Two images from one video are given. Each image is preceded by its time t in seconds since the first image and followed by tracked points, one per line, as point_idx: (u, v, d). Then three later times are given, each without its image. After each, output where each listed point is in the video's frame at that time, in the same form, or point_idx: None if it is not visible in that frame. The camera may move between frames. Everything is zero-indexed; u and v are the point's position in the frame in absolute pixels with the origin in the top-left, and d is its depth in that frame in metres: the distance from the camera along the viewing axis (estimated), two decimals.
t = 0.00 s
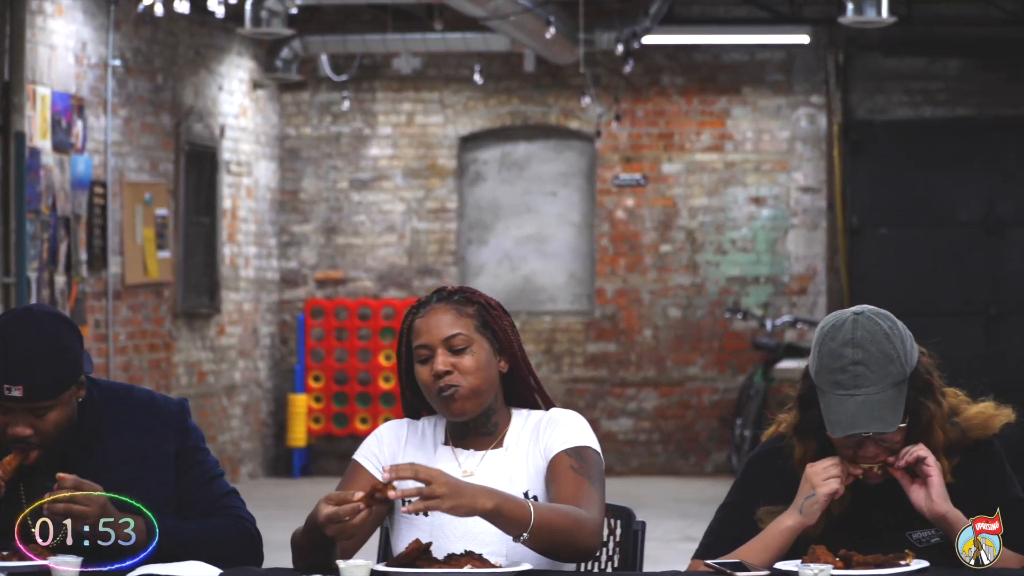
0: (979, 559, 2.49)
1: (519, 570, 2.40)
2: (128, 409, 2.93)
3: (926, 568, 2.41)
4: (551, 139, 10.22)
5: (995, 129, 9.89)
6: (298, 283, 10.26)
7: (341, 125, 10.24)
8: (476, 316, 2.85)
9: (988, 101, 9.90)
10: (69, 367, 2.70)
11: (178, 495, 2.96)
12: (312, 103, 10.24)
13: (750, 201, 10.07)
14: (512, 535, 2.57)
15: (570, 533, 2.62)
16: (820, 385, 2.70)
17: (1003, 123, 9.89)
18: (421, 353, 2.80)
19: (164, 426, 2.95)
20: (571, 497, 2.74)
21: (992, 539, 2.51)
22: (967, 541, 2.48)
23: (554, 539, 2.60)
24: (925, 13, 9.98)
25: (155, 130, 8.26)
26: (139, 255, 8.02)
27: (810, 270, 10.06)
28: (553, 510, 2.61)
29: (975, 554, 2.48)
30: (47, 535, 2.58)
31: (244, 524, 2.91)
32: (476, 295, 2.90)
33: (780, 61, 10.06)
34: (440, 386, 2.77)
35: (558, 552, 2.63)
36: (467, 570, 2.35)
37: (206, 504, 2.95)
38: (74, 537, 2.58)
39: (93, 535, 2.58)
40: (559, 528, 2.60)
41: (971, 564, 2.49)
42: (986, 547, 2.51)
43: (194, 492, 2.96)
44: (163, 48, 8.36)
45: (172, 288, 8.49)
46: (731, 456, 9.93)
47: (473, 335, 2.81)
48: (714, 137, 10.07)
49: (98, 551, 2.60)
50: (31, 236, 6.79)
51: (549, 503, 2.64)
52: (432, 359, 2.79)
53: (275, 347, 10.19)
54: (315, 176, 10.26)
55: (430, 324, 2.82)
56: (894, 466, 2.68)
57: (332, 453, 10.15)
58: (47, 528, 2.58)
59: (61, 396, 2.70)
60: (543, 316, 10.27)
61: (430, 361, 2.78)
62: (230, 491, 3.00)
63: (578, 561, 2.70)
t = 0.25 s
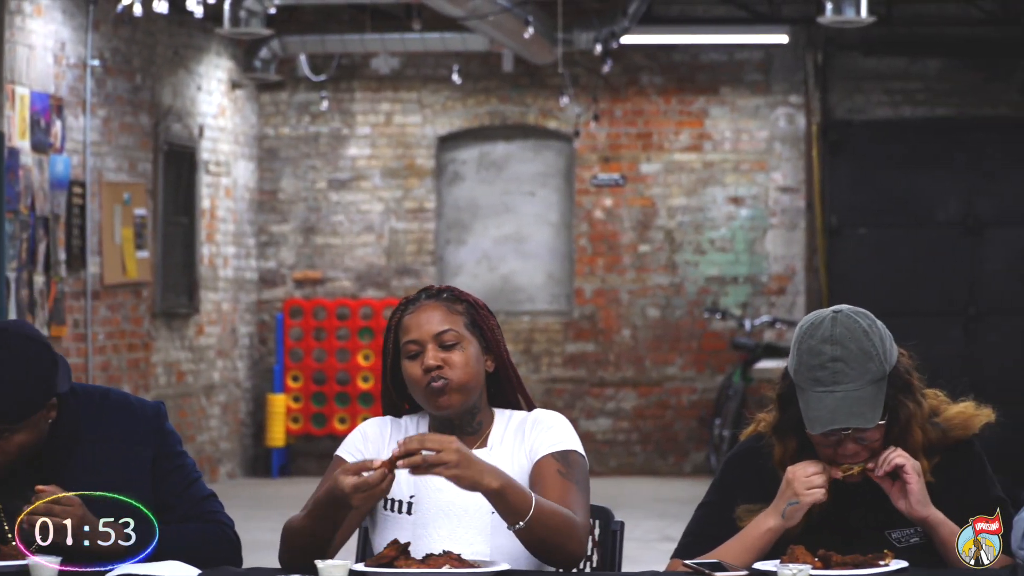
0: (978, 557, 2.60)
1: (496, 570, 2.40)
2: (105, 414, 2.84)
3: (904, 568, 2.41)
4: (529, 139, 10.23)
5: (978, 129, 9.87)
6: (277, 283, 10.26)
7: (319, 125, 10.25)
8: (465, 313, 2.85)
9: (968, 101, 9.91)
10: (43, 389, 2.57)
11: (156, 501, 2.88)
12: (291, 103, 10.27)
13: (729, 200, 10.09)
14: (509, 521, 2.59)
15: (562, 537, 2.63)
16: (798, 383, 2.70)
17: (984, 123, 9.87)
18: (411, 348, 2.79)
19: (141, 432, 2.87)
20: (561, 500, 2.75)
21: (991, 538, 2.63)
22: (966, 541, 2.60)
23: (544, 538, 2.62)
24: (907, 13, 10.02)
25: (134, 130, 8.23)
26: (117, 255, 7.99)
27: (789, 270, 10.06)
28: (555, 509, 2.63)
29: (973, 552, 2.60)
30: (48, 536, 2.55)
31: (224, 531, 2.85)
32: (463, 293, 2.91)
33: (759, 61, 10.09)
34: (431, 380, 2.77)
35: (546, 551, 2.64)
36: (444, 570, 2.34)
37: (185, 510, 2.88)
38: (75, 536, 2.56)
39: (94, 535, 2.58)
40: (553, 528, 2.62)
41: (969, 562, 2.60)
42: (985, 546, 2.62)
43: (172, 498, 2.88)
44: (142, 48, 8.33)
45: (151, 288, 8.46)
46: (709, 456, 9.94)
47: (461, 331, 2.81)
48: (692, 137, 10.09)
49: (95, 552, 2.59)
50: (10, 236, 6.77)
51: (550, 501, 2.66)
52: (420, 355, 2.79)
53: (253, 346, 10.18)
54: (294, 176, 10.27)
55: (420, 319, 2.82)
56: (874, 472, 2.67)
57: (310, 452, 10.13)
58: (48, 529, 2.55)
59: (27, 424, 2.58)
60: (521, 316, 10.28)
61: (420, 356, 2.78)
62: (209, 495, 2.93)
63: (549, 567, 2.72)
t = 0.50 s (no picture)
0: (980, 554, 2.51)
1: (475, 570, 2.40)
2: (82, 417, 2.83)
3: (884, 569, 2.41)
4: (508, 138, 10.25)
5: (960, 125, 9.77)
6: (255, 283, 10.25)
7: (297, 125, 10.26)
8: (462, 310, 2.95)
9: (945, 100, 9.84)
10: (14, 406, 2.53)
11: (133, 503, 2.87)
12: (269, 102, 10.27)
13: (707, 200, 10.11)
14: (500, 501, 2.65)
15: (551, 530, 2.67)
16: (785, 375, 2.71)
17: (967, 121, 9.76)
18: (410, 338, 2.86)
19: (119, 434, 2.86)
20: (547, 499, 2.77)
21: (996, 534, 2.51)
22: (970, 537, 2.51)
23: (533, 529, 2.66)
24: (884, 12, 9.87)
25: (113, 129, 8.20)
26: (96, 255, 7.96)
27: (768, 270, 10.09)
28: (549, 505, 2.67)
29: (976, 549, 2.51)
30: (48, 536, 2.51)
31: (205, 531, 2.86)
32: (456, 294, 3.01)
33: (737, 61, 10.11)
34: (430, 370, 2.83)
35: (533, 542, 2.67)
36: (423, 570, 2.34)
37: (164, 511, 2.88)
38: (74, 536, 2.54)
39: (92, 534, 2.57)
40: (543, 521, 2.66)
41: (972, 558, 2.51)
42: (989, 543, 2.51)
43: (150, 500, 2.88)
44: (121, 48, 8.30)
45: (130, 288, 8.43)
46: (688, 456, 9.95)
47: (458, 323, 2.88)
48: (671, 137, 10.11)
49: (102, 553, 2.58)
50: None
51: (546, 498, 2.70)
52: (418, 344, 2.85)
53: (232, 346, 10.16)
54: (272, 176, 10.27)
55: (418, 313, 2.89)
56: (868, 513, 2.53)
57: (289, 452, 10.11)
58: (48, 528, 2.51)
59: None
60: (499, 316, 10.29)
61: (419, 346, 2.85)
62: (187, 495, 2.94)
63: (534, 567, 2.74)
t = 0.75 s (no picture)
0: (978, 558, 2.48)
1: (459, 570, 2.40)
2: (68, 415, 2.82)
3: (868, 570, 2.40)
4: (491, 138, 10.25)
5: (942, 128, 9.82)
6: (239, 283, 10.25)
7: (281, 124, 10.26)
8: (456, 310, 2.98)
9: (929, 101, 9.82)
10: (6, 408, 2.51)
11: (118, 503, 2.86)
12: (253, 102, 10.27)
13: (691, 200, 10.12)
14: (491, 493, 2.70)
15: (540, 528, 2.71)
16: (778, 367, 2.73)
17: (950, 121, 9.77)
18: (403, 334, 2.89)
19: (104, 433, 2.86)
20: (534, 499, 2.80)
21: (993, 538, 2.48)
22: (966, 542, 2.48)
23: (523, 526, 2.70)
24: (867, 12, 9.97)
25: (96, 129, 8.17)
26: (80, 255, 7.94)
27: (751, 270, 10.10)
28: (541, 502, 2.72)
29: (974, 553, 2.48)
30: (48, 536, 2.56)
31: (189, 530, 2.84)
32: (452, 295, 3.04)
33: (721, 60, 10.13)
34: (420, 367, 2.85)
35: (522, 539, 2.71)
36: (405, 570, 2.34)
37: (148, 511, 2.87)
38: (75, 537, 2.61)
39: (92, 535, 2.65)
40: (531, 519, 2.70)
41: (969, 563, 2.49)
42: (985, 546, 2.48)
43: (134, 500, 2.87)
44: (104, 47, 8.27)
45: (113, 288, 8.41)
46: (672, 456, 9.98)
47: (451, 323, 2.92)
48: (654, 136, 10.12)
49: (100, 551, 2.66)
50: None
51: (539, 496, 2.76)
52: (411, 340, 2.88)
53: (216, 346, 10.15)
54: (256, 176, 10.27)
55: (413, 309, 2.93)
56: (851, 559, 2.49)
57: (272, 452, 10.10)
58: (48, 528, 2.56)
59: None
60: (483, 316, 10.30)
61: (411, 342, 2.88)
62: (172, 495, 2.92)
63: (523, 568, 2.78)
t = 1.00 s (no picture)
0: (978, 557, 2.44)
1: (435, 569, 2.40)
2: (47, 415, 2.82)
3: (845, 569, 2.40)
4: (468, 138, 10.26)
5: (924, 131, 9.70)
6: (216, 283, 10.24)
7: (258, 125, 10.26)
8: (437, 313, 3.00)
9: (907, 100, 9.87)
10: None
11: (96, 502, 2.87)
12: (230, 103, 10.27)
13: (668, 200, 10.15)
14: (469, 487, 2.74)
15: (516, 526, 2.74)
16: (767, 360, 2.76)
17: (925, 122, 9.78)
18: (382, 334, 2.91)
19: (83, 433, 2.86)
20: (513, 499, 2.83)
21: (993, 538, 2.44)
22: (965, 541, 2.45)
23: (499, 522, 2.73)
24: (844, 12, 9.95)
25: (74, 130, 8.16)
26: (57, 255, 7.92)
27: (728, 270, 10.13)
28: (518, 498, 2.76)
29: (973, 552, 2.44)
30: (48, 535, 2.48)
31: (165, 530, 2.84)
32: (433, 299, 3.07)
33: (699, 61, 10.17)
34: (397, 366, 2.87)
35: (495, 537, 2.74)
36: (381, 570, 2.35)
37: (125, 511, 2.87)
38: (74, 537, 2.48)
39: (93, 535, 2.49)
40: (506, 516, 2.73)
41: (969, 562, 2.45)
42: (986, 546, 2.44)
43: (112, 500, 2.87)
44: (81, 48, 8.25)
45: (90, 288, 8.38)
46: (649, 456, 10.01)
47: (431, 325, 2.94)
48: (632, 137, 10.15)
49: (98, 552, 2.50)
50: None
51: (518, 493, 2.79)
52: (390, 340, 2.91)
53: (192, 347, 10.15)
54: (233, 176, 10.26)
55: (394, 309, 2.95)
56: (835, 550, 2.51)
57: (249, 453, 10.08)
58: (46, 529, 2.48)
59: None
60: (460, 316, 10.31)
61: (390, 341, 2.90)
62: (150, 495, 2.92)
63: (500, 568, 2.80)
